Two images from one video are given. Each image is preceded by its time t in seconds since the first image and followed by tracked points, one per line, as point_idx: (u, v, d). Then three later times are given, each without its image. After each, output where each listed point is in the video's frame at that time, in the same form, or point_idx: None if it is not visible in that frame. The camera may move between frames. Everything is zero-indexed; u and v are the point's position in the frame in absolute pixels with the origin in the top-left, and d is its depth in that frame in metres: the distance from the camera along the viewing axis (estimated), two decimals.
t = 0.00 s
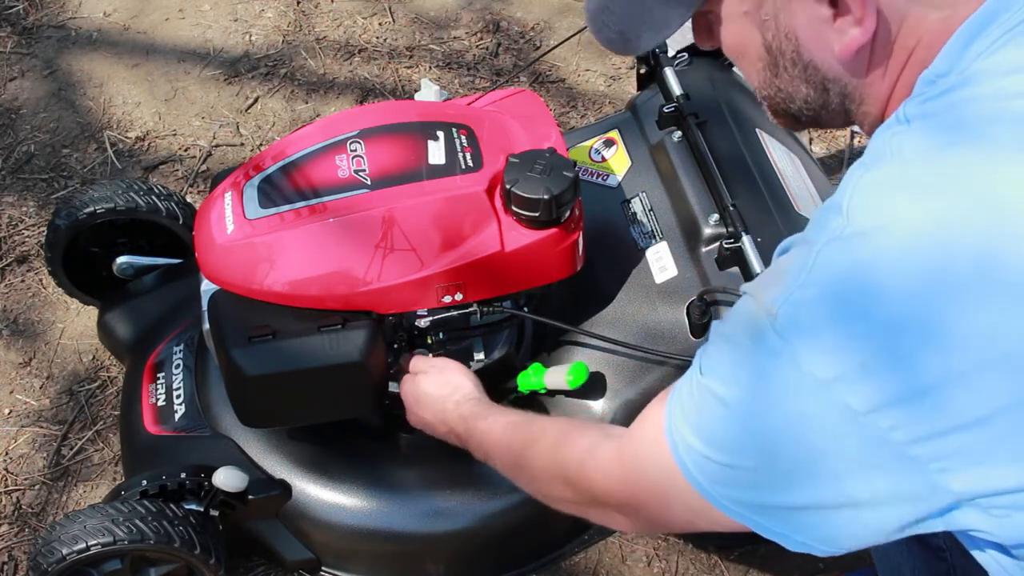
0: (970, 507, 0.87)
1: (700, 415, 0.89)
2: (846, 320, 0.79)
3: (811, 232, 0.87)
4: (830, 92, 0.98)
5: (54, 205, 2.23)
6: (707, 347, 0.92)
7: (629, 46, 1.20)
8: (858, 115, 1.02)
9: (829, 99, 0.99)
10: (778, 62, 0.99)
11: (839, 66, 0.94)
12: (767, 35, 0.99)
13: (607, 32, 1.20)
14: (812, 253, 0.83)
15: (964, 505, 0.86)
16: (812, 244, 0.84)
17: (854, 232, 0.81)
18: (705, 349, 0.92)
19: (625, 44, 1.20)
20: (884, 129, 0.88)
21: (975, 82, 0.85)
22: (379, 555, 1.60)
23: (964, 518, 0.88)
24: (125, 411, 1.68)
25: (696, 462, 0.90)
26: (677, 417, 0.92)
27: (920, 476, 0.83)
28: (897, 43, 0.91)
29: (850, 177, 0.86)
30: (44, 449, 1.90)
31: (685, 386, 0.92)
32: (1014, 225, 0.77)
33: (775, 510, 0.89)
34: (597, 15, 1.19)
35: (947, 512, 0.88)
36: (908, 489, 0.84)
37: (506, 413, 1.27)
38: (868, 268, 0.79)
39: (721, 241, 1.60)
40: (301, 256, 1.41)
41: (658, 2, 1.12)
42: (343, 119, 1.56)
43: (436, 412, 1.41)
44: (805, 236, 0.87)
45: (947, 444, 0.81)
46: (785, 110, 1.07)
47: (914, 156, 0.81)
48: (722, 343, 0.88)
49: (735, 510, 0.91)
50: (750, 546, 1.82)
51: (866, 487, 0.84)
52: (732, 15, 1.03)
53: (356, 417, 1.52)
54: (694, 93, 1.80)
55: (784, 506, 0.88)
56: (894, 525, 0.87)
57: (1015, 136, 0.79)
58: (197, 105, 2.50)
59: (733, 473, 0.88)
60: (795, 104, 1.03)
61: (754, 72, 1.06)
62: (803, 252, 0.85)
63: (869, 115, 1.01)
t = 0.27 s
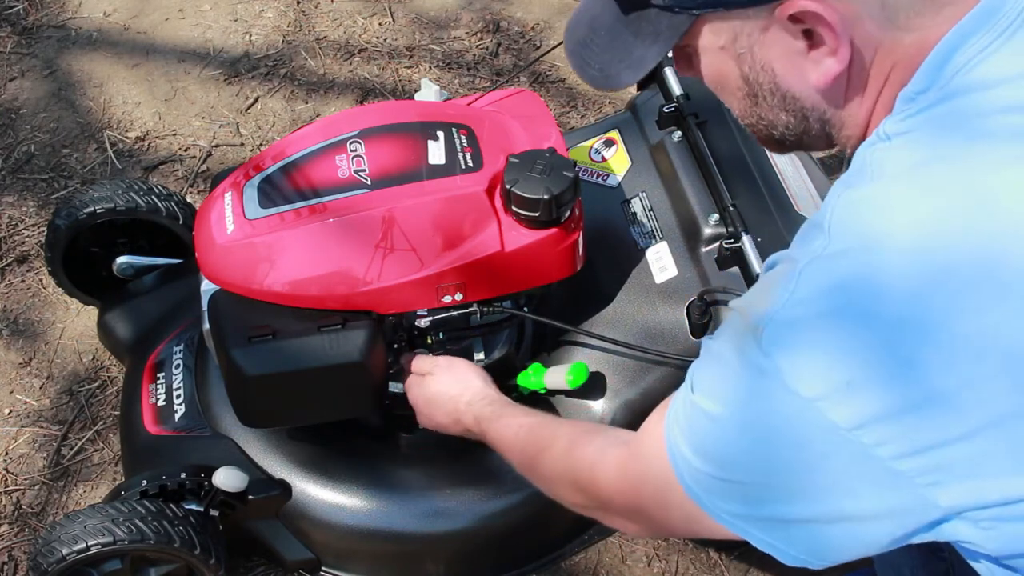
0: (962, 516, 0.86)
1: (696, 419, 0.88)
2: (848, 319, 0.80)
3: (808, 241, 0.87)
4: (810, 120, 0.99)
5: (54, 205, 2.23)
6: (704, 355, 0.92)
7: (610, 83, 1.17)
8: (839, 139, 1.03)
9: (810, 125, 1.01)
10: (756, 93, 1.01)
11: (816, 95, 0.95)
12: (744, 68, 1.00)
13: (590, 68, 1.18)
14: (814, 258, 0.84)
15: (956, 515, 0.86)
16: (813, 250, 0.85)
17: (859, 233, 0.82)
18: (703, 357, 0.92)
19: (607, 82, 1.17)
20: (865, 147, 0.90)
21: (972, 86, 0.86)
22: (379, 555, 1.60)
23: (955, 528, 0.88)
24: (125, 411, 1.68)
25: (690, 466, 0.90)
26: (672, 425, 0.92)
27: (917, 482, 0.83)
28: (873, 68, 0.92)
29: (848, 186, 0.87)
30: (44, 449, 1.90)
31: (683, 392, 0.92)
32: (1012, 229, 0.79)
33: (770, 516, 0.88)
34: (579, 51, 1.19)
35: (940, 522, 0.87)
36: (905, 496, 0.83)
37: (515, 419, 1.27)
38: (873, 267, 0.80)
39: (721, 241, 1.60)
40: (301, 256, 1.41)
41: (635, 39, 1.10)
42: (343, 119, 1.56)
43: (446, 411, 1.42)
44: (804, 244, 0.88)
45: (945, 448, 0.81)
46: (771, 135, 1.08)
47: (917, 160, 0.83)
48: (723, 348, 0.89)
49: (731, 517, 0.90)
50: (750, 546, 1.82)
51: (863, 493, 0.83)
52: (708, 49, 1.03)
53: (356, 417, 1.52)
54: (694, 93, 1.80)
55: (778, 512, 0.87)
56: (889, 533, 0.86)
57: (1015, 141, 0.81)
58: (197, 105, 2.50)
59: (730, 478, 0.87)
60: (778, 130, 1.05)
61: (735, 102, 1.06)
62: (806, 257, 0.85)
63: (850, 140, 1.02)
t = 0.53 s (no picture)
0: (957, 519, 0.86)
1: (690, 420, 0.88)
2: (846, 319, 0.80)
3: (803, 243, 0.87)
4: (802, 135, 1.00)
5: (54, 205, 2.23)
6: (697, 357, 0.91)
7: (602, 105, 1.12)
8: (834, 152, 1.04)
9: (802, 139, 1.01)
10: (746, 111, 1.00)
11: (806, 110, 0.96)
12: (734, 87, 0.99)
13: (582, 90, 1.13)
14: (811, 258, 0.84)
15: (950, 518, 0.86)
16: (809, 251, 0.85)
17: (857, 233, 0.82)
18: (696, 358, 0.91)
19: (599, 104, 1.12)
20: (859, 154, 0.91)
21: (966, 90, 0.87)
22: (379, 555, 1.60)
23: (948, 531, 0.88)
24: (125, 411, 1.68)
25: (684, 468, 0.89)
26: (665, 429, 0.91)
27: (912, 484, 0.82)
28: (862, 82, 0.93)
29: (844, 188, 0.88)
30: (44, 449, 1.90)
31: (676, 393, 0.91)
32: (1011, 228, 0.79)
33: (764, 518, 0.88)
34: (571, 70, 1.14)
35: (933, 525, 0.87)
36: (900, 498, 0.83)
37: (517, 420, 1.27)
38: (872, 267, 0.80)
39: (721, 241, 1.60)
40: (301, 256, 1.41)
41: (623, 61, 1.05)
42: (343, 119, 1.56)
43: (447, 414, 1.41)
44: (799, 245, 0.87)
45: (942, 449, 0.80)
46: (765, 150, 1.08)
47: (915, 161, 0.84)
48: (716, 349, 0.88)
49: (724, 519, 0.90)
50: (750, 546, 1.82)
51: (859, 495, 0.83)
52: (697, 71, 1.01)
53: (356, 417, 1.52)
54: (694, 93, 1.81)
55: (773, 514, 0.87)
56: (883, 535, 0.86)
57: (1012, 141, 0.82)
58: (197, 105, 2.50)
59: (723, 480, 0.87)
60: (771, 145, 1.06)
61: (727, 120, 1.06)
62: (803, 259, 0.85)
63: (844, 152, 1.03)
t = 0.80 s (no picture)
0: (957, 529, 0.85)
1: (690, 427, 0.88)
2: (845, 320, 0.80)
3: (802, 250, 0.87)
4: (795, 145, 1.02)
5: (54, 205, 2.23)
6: (697, 364, 0.92)
7: (594, 117, 1.14)
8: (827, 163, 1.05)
9: (795, 149, 1.03)
10: (740, 123, 1.01)
11: (799, 122, 0.96)
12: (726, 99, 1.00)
13: (574, 103, 1.15)
14: (811, 263, 0.85)
15: (951, 529, 0.85)
16: (808, 257, 0.86)
17: (856, 237, 0.83)
18: (695, 365, 0.92)
19: (591, 116, 1.14)
20: (850, 165, 0.91)
21: (960, 95, 0.87)
22: (379, 555, 1.60)
23: (949, 543, 0.86)
24: (125, 411, 1.69)
25: (686, 472, 0.89)
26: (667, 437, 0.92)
27: (911, 490, 0.82)
28: (854, 94, 0.94)
29: (842, 194, 0.88)
30: (44, 449, 1.90)
31: (676, 399, 0.92)
32: (1010, 228, 0.79)
33: (763, 524, 0.87)
34: (563, 87, 1.16)
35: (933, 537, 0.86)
36: (899, 504, 0.82)
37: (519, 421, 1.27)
38: (871, 267, 0.81)
39: (721, 241, 1.61)
40: (301, 256, 1.41)
41: (615, 74, 1.07)
42: (343, 119, 1.56)
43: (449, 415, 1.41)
44: (799, 251, 0.88)
45: (942, 454, 0.80)
46: (757, 158, 1.09)
47: (913, 165, 0.84)
48: (716, 354, 0.89)
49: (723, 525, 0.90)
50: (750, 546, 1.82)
51: (857, 499, 0.82)
52: (689, 84, 1.03)
53: (357, 417, 1.52)
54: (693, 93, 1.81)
55: (772, 519, 0.87)
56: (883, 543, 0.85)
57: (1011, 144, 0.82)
58: (197, 105, 2.50)
59: (723, 483, 0.87)
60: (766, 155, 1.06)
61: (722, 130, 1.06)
62: (803, 264, 0.85)
63: (836, 163, 1.03)
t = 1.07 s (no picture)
0: (969, 533, 0.84)
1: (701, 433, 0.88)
2: (849, 324, 0.80)
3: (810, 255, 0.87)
4: (801, 142, 1.01)
5: (54, 205, 2.23)
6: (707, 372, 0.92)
7: (598, 110, 1.15)
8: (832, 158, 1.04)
9: (800, 146, 1.02)
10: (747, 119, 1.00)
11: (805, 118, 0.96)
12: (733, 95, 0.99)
13: (577, 95, 1.16)
14: (817, 269, 0.84)
15: (963, 534, 0.84)
16: (814, 263, 0.85)
17: (860, 242, 0.82)
18: (705, 375, 0.92)
19: (595, 108, 1.15)
20: (861, 164, 0.90)
21: (968, 98, 0.86)
22: (379, 555, 1.60)
23: (962, 546, 0.86)
24: (125, 411, 1.69)
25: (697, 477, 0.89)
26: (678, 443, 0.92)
27: (920, 495, 0.81)
28: (862, 91, 0.93)
29: (847, 199, 0.87)
30: (44, 449, 1.90)
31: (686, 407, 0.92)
32: (1013, 227, 0.78)
33: (772, 531, 0.87)
34: (566, 79, 1.17)
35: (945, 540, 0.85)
36: (908, 509, 0.82)
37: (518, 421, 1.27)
38: (875, 270, 0.81)
39: (721, 241, 1.61)
40: (301, 256, 1.41)
41: (620, 67, 1.08)
42: (343, 119, 1.56)
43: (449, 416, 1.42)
44: (807, 257, 0.87)
45: (949, 459, 0.79)
46: (762, 153, 1.08)
47: (917, 169, 0.84)
48: (725, 362, 0.89)
49: (734, 534, 0.89)
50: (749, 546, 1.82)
51: (866, 506, 0.82)
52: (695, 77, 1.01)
53: (357, 417, 1.52)
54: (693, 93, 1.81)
55: (781, 526, 0.86)
56: (894, 550, 0.85)
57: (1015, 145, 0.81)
58: (197, 105, 2.50)
59: (732, 491, 0.87)
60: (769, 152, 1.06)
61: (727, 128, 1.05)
62: (809, 270, 0.85)
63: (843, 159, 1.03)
